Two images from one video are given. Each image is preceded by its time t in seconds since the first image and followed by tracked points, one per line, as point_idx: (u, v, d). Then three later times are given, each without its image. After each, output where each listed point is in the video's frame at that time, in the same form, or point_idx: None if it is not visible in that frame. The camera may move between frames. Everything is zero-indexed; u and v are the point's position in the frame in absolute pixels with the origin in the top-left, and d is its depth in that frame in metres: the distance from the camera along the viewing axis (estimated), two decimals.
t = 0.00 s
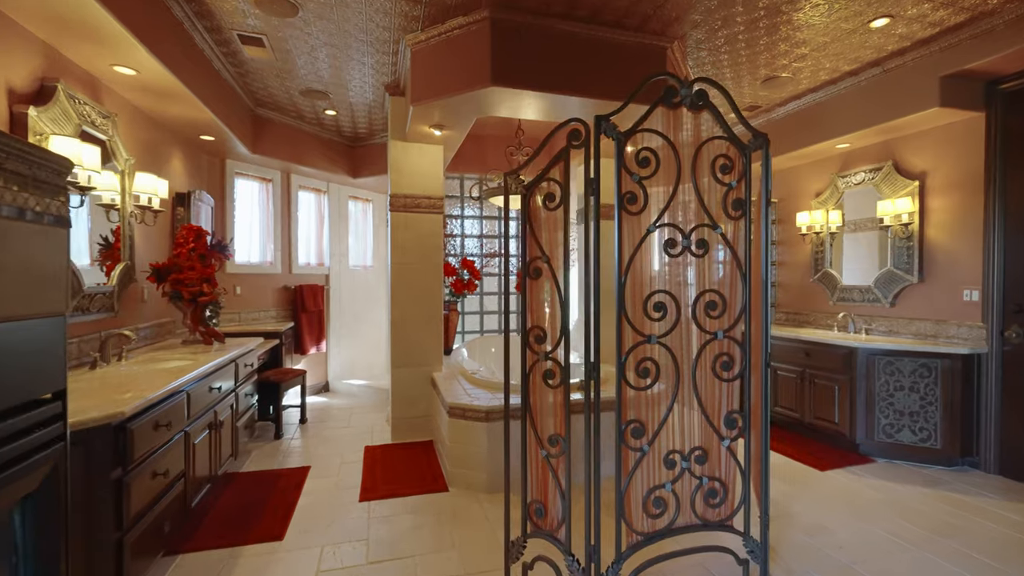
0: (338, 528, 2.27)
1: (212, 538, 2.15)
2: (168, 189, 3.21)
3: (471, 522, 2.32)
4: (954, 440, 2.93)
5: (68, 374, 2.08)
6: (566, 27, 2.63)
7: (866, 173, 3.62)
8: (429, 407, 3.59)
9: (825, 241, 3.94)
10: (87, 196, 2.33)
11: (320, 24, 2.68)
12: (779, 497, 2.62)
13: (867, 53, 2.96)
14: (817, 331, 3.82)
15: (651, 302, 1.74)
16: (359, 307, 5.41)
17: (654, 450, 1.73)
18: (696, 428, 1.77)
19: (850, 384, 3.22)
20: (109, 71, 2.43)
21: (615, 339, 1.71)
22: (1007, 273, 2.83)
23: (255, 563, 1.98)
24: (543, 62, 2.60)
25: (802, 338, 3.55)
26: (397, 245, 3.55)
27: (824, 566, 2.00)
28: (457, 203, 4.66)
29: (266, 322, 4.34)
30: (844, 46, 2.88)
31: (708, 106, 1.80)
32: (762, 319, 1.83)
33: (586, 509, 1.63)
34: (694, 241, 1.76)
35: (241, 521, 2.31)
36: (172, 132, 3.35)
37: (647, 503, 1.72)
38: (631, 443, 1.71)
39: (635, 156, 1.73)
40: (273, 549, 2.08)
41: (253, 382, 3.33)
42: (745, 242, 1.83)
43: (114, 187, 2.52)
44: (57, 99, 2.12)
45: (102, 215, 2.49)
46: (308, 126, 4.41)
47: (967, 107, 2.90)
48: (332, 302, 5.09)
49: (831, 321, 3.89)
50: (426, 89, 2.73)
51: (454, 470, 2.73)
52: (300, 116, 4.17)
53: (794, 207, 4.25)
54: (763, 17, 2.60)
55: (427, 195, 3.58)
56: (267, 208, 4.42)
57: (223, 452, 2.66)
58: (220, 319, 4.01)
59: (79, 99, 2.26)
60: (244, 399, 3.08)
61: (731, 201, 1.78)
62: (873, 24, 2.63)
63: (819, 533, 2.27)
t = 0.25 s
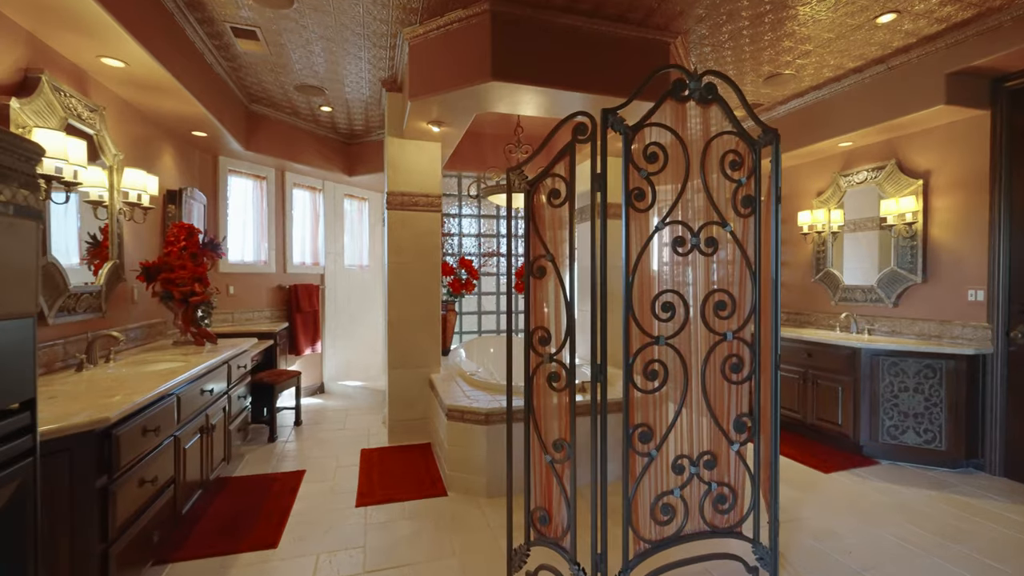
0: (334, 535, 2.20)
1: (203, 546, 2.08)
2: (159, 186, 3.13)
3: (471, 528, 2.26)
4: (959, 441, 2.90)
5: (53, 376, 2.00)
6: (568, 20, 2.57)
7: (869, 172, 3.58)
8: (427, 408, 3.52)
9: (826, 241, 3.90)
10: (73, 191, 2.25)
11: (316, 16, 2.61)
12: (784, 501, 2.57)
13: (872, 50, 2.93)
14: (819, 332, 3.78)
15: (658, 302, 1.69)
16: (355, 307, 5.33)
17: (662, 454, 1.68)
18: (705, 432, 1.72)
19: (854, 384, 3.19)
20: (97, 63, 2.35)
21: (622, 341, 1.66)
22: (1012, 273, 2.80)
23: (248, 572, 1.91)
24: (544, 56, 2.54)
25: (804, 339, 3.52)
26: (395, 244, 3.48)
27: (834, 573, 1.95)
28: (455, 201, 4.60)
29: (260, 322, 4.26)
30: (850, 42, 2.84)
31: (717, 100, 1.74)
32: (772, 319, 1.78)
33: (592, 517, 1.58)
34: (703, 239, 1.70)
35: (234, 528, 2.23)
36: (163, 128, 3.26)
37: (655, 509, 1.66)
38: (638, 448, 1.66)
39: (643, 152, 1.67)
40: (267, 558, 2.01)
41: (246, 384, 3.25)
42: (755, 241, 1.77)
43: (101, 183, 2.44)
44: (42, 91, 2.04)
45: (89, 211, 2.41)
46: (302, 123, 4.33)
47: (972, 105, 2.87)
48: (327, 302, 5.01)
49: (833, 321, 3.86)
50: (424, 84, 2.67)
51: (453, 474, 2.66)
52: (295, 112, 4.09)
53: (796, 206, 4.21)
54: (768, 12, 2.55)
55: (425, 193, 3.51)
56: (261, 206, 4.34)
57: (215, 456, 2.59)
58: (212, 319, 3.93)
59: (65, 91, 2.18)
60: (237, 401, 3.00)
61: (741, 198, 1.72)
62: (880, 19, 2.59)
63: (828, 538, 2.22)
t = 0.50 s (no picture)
0: (330, 542, 2.13)
1: (193, 555, 2.01)
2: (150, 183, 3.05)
3: (472, 534, 2.19)
4: (965, 442, 2.86)
5: (37, 379, 1.92)
6: (571, 13, 2.51)
7: (872, 170, 3.55)
8: (425, 411, 3.45)
9: (828, 240, 3.87)
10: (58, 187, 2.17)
11: (311, 8, 2.54)
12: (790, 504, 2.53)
13: (877, 47, 2.89)
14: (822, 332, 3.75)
15: (668, 302, 1.64)
16: (351, 307, 5.25)
17: (672, 459, 1.63)
18: (715, 436, 1.66)
19: (858, 385, 3.15)
20: (84, 55, 2.27)
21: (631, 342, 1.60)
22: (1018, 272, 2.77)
23: None
24: (546, 50, 2.49)
25: (807, 339, 3.48)
26: (392, 242, 3.41)
27: None
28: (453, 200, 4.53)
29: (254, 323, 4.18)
30: (855, 38, 2.80)
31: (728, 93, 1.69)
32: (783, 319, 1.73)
33: (601, 525, 1.53)
34: (714, 237, 1.65)
35: (227, 536, 2.16)
36: (154, 123, 3.18)
37: (665, 516, 1.61)
38: (648, 453, 1.61)
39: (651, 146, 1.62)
40: (260, 567, 1.94)
41: (240, 386, 3.18)
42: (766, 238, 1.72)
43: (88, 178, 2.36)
44: (25, 81, 1.96)
45: (76, 208, 2.33)
46: (297, 120, 4.26)
47: (978, 102, 2.84)
48: (323, 302, 4.93)
49: (835, 321, 3.82)
50: (423, 78, 2.61)
51: (452, 478, 2.60)
52: (290, 108, 4.01)
53: (798, 205, 4.17)
54: (775, 6, 2.51)
55: (423, 191, 3.45)
56: (255, 204, 4.26)
57: (208, 461, 2.51)
58: (205, 319, 3.84)
59: (49, 82, 2.10)
60: (230, 404, 2.92)
61: (752, 194, 1.67)
62: (887, 14, 2.55)
63: (836, 542, 2.17)
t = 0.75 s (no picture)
0: (327, 549, 2.07)
1: (185, 564, 1.94)
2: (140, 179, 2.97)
3: (473, 540, 2.13)
4: (971, 444, 2.83)
5: (20, 382, 1.84)
6: (574, 6, 2.46)
7: (875, 169, 3.51)
8: (423, 413, 3.39)
9: (831, 239, 3.84)
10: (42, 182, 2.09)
11: None
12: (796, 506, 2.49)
13: (883, 43, 2.85)
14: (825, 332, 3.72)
15: (678, 301, 1.59)
16: (347, 307, 5.18)
17: (682, 464, 1.57)
18: (727, 440, 1.61)
19: (863, 386, 3.12)
20: (71, 45, 2.19)
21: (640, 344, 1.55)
22: None
23: None
24: (549, 44, 2.43)
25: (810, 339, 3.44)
26: (389, 241, 3.34)
27: None
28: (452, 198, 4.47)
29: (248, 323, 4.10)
30: (860, 34, 2.76)
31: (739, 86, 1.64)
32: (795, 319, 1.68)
33: (610, 532, 1.48)
34: (725, 234, 1.60)
35: (220, 543, 2.09)
36: (145, 118, 3.10)
37: (675, 523, 1.56)
38: (657, 457, 1.56)
39: (661, 140, 1.57)
40: None
41: (234, 388, 3.10)
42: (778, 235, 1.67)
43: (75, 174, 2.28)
44: (7, 72, 1.89)
45: (62, 205, 2.25)
46: (292, 116, 4.18)
47: (984, 99, 2.80)
48: (319, 302, 4.85)
49: (838, 321, 3.79)
50: (422, 72, 2.54)
51: (452, 482, 2.54)
52: (285, 105, 3.94)
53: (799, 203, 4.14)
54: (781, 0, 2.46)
55: (421, 188, 3.38)
56: (249, 202, 4.18)
57: (200, 465, 2.44)
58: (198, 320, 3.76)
59: (33, 73, 2.02)
60: (223, 406, 2.85)
61: (764, 190, 1.62)
62: (894, 9, 2.51)
63: (845, 546, 2.13)
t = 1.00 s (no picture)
0: (323, 556, 2.00)
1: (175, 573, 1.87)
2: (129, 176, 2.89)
3: (474, 546, 2.08)
4: (975, 444, 2.81)
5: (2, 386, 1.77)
6: None
7: (877, 168, 3.49)
8: (421, 414, 3.33)
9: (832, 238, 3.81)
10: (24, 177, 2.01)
11: None
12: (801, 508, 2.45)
13: (887, 39, 2.83)
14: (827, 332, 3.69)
15: (688, 301, 1.54)
16: (343, 307, 5.10)
17: (692, 469, 1.52)
18: (738, 444, 1.56)
19: (866, 386, 3.09)
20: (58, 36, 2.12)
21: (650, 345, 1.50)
22: None
23: None
24: (551, 37, 2.37)
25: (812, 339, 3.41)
26: (387, 239, 3.28)
27: None
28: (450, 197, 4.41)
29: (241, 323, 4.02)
30: (865, 30, 2.73)
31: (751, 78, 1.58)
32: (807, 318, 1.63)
33: (619, 541, 1.43)
34: (736, 231, 1.55)
35: (212, 551, 2.02)
36: (135, 113, 3.02)
37: (686, 530, 1.51)
38: (667, 462, 1.51)
39: (671, 134, 1.52)
40: None
41: (227, 390, 3.03)
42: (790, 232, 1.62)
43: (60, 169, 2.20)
44: None
45: (47, 201, 2.17)
46: (287, 112, 4.10)
47: (989, 97, 2.78)
48: (315, 302, 4.78)
49: (839, 321, 3.77)
50: (420, 66, 2.48)
51: (452, 486, 2.48)
52: (279, 100, 3.86)
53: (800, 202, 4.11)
54: None
55: (419, 186, 3.32)
56: (243, 200, 4.10)
57: (192, 470, 2.36)
58: (190, 320, 3.68)
59: (17, 64, 1.95)
60: (216, 409, 2.77)
61: (776, 186, 1.57)
62: (900, 5, 2.47)
63: (853, 550, 2.09)
